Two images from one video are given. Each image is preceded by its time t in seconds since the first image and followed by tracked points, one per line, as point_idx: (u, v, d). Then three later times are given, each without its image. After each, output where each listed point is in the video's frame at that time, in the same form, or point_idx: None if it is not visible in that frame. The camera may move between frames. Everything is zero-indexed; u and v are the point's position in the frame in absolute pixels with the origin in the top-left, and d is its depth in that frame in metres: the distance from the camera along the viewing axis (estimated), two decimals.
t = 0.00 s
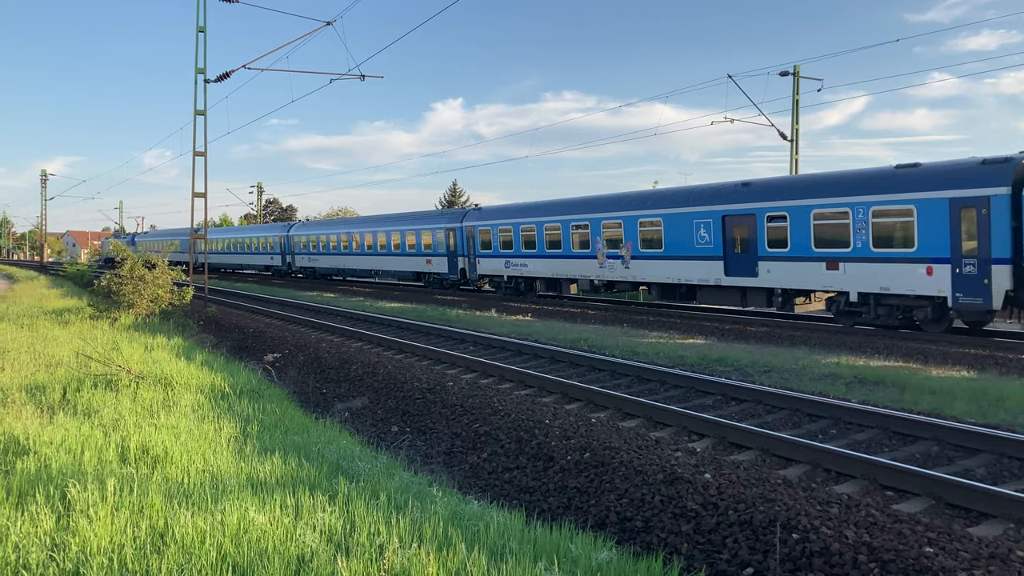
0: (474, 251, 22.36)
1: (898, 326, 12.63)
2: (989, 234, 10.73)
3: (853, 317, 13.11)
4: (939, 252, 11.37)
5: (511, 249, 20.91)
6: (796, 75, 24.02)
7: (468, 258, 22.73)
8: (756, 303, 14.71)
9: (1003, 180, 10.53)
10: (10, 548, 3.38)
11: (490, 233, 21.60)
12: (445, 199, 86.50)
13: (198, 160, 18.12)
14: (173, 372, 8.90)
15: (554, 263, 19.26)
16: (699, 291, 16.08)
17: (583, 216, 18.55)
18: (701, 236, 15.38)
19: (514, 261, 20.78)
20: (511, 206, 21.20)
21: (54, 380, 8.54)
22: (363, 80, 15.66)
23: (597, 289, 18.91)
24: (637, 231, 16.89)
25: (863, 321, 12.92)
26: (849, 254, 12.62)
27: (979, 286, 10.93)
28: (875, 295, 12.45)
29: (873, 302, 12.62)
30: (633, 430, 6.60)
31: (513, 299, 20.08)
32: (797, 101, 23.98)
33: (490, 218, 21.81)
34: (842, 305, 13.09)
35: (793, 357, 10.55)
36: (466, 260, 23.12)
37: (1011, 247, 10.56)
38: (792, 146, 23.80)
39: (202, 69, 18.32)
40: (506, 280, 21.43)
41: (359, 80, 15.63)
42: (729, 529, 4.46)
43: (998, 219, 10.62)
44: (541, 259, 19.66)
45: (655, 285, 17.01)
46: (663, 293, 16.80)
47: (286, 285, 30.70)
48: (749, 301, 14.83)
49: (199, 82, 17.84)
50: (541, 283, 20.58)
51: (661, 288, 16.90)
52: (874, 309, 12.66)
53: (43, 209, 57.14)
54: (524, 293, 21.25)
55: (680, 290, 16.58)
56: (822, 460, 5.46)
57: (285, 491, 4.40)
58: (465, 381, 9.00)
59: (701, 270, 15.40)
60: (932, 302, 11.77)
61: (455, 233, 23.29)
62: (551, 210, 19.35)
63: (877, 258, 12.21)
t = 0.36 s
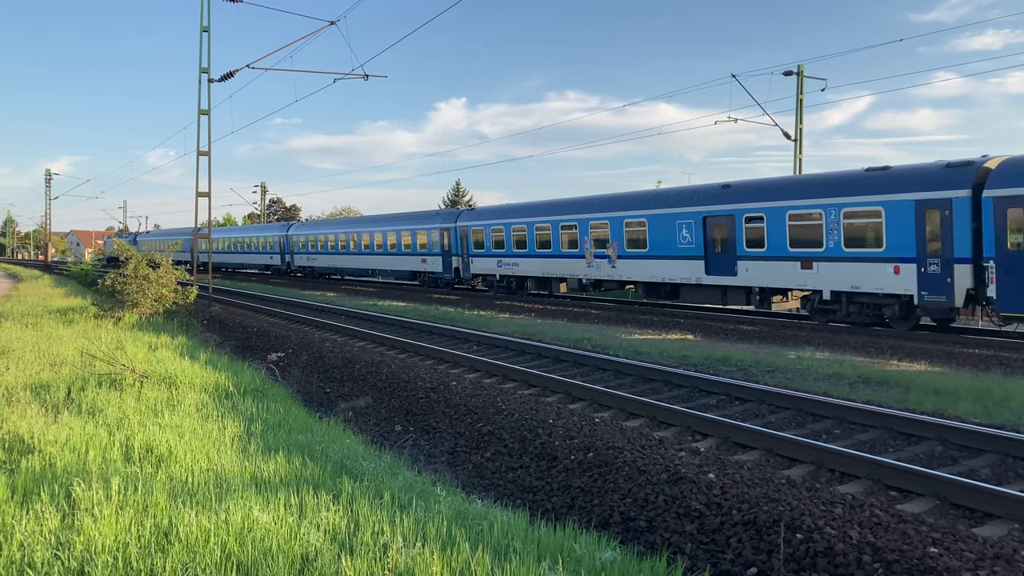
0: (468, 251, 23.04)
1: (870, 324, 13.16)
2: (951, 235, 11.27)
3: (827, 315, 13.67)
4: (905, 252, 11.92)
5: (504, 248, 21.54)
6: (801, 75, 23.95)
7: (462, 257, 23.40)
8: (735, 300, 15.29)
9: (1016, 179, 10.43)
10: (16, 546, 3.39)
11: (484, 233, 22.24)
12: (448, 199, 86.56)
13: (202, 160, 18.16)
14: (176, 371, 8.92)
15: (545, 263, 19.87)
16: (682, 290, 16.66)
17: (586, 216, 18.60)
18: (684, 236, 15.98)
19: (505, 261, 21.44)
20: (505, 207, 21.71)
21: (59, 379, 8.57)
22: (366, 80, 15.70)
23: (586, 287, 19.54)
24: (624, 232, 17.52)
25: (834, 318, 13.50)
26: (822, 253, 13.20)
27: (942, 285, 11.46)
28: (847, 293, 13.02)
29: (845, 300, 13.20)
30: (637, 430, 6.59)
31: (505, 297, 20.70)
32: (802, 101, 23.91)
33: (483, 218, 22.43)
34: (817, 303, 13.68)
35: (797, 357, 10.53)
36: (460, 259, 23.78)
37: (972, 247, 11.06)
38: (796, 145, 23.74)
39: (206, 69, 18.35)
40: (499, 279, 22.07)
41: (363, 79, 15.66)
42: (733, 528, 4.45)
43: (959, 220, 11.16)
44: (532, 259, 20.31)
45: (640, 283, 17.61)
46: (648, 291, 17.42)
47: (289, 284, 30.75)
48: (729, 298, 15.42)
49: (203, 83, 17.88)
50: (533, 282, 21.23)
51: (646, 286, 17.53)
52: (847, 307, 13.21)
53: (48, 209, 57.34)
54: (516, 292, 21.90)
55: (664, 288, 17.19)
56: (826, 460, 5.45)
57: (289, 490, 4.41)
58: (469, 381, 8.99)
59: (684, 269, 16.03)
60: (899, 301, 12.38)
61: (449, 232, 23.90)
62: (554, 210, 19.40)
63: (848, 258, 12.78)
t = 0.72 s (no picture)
0: (459, 250, 23.52)
1: (841, 320, 13.68)
2: (915, 234, 11.81)
3: (802, 312, 14.21)
4: (873, 251, 12.45)
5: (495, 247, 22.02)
6: (802, 74, 23.93)
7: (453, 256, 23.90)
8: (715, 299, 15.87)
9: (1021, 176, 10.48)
10: (19, 546, 3.40)
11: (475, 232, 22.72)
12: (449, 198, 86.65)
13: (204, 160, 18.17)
14: (178, 370, 8.93)
15: (534, 262, 20.40)
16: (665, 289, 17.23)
17: (587, 215, 18.63)
18: (665, 236, 16.55)
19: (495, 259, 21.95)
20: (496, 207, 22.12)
21: (61, 378, 8.58)
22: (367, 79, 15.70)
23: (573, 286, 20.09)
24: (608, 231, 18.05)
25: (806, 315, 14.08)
26: (795, 252, 13.76)
27: (907, 282, 11.99)
28: (818, 290, 13.56)
29: (816, 298, 13.74)
30: (639, 429, 6.59)
31: (496, 296, 21.24)
32: (803, 101, 23.88)
33: (475, 218, 22.94)
34: (790, 300, 14.25)
35: (799, 356, 10.53)
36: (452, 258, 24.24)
37: (934, 246, 11.63)
38: (798, 144, 23.70)
39: (207, 68, 18.30)
40: (489, 277, 22.56)
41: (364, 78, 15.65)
42: (735, 528, 4.45)
43: (923, 220, 11.71)
44: (521, 258, 20.84)
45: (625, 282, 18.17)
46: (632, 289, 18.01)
47: (291, 284, 30.79)
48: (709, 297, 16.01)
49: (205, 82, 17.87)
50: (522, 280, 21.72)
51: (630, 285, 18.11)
52: (818, 304, 13.75)
53: (51, 208, 57.48)
54: (507, 290, 22.37)
55: (648, 287, 17.71)
56: (828, 460, 5.44)
57: (292, 489, 4.41)
58: (471, 380, 8.97)
59: (665, 267, 16.61)
60: (867, 297, 12.85)
61: (441, 232, 24.33)
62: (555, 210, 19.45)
63: (820, 257, 13.34)
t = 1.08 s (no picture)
0: (451, 249, 24.02)
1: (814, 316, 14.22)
2: (881, 233, 12.39)
3: (775, 309, 14.76)
4: (843, 250, 13.02)
5: (484, 247, 22.52)
6: (802, 74, 23.95)
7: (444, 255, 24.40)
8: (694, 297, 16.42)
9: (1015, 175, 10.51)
10: (20, 546, 3.40)
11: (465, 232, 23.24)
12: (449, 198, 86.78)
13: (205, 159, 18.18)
14: (180, 370, 8.93)
15: (522, 262, 20.94)
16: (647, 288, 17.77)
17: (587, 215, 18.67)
18: (647, 236, 17.08)
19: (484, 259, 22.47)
20: (486, 208, 22.65)
21: (61, 378, 8.58)
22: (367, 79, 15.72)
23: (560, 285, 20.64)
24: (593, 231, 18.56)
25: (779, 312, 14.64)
26: (770, 251, 14.30)
27: (873, 280, 12.56)
28: (792, 288, 14.11)
29: (790, 295, 14.30)
30: (640, 428, 6.59)
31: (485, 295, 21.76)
32: (803, 100, 23.88)
33: (465, 218, 23.44)
34: (765, 297, 14.82)
35: (800, 355, 10.54)
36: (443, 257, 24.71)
37: (898, 245, 12.18)
38: (799, 143, 23.69)
39: (208, 68, 18.30)
40: (479, 276, 23.07)
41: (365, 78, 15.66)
42: (736, 526, 4.45)
43: (888, 220, 12.28)
44: (509, 257, 21.38)
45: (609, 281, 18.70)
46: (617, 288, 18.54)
47: (291, 283, 30.82)
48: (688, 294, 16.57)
49: (205, 82, 17.87)
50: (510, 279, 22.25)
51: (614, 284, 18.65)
52: (791, 301, 14.29)
53: (51, 208, 57.57)
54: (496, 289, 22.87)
55: (630, 285, 18.25)
56: (829, 458, 5.44)
57: (293, 489, 4.41)
58: (472, 380, 8.96)
59: (647, 266, 17.15)
60: (837, 294, 13.39)
61: (433, 231, 24.76)
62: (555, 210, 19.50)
63: (793, 256, 13.88)
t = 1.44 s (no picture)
0: (443, 249, 24.42)
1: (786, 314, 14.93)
2: (849, 233, 13.07)
3: (753, 306, 15.37)
4: (814, 249, 13.69)
5: (476, 247, 22.96)
6: (802, 73, 23.97)
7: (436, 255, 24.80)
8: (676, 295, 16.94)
9: (1011, 175, 10.62)
10: (21, 547, 3.41)
11: (458, 232, 23.66)
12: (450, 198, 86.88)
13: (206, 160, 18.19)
14: (181, 371, 8.94)
15: (511, 261, 21.42)
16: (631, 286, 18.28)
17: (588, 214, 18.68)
18: (630, 236, 17.67)
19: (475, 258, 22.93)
20: (477, 209, 23.11)
21: (63, 379, 8.58)
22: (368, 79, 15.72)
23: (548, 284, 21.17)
24: (579, 231, 19.06)
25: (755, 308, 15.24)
26: (745, 251, 14.93)
27: (842, 278, 13.25)
28: (766, 286, 14.80)
29: (766, 292, 14.96)
30: (642, 428, 6.58)
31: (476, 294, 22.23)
32: (803, 99, 23.84)
33: (457, 219, 23.90)
34: (742, 294, 15.39)
35: (802, 354, 10.55)
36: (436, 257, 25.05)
37: (866, 244, 12.86)
38: (801, 142, 23.69)
39: (208, 68, 18.26)
40: (470, 275, 23.49)
41: (367, 78, 15.67)
42: (738, 526, 4.45)
43: (856, 221, 12.96)
44: (498, 257, 21.89)
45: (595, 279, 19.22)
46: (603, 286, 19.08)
47: (291, 284, 30.85)
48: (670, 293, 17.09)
49: (206, 83, 17.89)
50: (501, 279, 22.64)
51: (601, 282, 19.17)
52: (768, 299, 14.96)
53: (53, 209, 57.71)
54: (487, 288, 23.23)
55: (616, 284, 18.77)
56: (831, 458, 5.43)
57: (295, 489, 4.42)
58: (473, 380, 8.96)
59: (630, 265, 17.74)
60: (809, 293, 14.12)
61: (426, 232, 25.11)
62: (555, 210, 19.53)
63: (767, 256, 14.54)
